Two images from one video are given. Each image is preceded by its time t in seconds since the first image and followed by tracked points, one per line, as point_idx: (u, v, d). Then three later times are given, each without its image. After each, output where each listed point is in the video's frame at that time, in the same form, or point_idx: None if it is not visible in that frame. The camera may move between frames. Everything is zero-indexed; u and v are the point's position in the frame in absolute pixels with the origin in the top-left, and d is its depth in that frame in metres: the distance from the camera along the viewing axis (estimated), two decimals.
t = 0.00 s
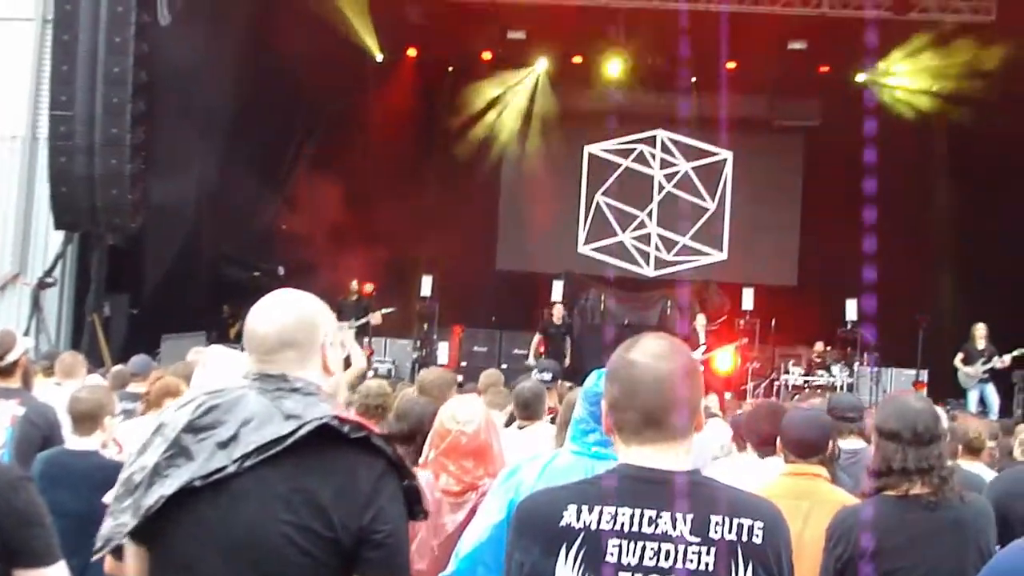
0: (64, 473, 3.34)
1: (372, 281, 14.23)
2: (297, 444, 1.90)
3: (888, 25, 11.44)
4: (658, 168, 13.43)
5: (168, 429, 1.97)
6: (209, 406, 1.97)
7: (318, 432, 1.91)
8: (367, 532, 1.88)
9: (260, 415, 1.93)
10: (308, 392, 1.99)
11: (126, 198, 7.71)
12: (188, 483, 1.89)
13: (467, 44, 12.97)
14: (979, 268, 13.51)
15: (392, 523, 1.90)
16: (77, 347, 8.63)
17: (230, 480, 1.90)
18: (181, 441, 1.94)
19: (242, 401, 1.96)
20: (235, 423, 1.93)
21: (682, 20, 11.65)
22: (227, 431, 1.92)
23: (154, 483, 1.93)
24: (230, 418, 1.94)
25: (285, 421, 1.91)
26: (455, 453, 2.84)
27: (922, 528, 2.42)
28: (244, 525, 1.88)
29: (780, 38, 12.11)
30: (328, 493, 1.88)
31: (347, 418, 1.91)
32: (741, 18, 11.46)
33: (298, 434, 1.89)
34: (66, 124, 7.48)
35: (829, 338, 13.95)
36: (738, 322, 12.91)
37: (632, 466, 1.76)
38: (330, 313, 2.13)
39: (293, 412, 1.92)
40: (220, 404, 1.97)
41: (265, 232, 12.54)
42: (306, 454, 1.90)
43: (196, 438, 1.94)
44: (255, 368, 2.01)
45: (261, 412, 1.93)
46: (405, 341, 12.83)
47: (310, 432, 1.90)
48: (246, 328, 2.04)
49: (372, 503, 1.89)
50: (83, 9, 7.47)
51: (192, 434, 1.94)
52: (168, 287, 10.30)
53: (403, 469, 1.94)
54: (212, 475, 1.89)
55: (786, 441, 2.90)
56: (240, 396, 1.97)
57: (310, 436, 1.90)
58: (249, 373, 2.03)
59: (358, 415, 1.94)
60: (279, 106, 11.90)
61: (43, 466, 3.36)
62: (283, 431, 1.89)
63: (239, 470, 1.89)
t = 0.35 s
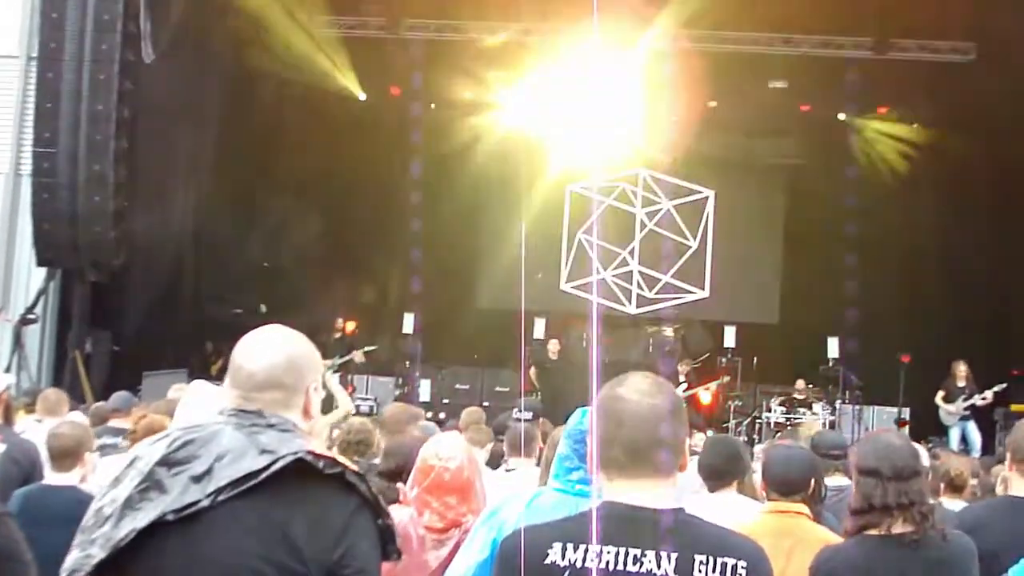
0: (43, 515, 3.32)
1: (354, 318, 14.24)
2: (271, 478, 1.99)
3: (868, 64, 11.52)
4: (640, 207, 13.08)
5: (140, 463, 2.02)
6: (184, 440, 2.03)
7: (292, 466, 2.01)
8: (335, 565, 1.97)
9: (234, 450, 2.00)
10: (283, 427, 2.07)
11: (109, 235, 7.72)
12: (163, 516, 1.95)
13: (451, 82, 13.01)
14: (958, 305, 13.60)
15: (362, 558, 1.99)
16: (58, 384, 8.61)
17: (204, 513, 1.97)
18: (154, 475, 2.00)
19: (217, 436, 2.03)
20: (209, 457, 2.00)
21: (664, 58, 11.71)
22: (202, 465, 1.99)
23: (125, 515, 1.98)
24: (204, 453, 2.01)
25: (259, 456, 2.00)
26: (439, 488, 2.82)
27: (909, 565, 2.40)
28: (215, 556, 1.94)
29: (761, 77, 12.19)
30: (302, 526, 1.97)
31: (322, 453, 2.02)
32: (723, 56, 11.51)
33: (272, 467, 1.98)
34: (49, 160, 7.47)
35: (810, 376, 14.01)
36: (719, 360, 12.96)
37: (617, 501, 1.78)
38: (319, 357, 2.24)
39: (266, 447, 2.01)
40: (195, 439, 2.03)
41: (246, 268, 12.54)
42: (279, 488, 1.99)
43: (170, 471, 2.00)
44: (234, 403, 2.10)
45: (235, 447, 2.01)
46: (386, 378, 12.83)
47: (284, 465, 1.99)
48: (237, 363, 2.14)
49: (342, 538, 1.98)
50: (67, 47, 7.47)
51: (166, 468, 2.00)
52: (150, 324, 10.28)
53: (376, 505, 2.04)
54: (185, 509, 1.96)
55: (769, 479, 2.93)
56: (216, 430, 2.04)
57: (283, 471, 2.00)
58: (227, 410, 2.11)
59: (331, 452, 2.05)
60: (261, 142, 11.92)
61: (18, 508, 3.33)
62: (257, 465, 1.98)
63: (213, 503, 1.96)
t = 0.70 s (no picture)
0: (36, 504, 3.32)
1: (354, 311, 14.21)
2: (295, 471, 1.91)
3: (867, 57, 11.51)
4: (640, 199, 13.44)
5: (162, 456, 1.95)
6: (205, 432, 1.96)
7: (315, 458, 1.93)
8: (363, 556, 1.88)
9: (255, 442, 1.93)
10: (304, 419, 2.00)
11: (110, 229, 7.74)
12: (186, 510, 1.87)
13: (450, 74, 13.01)
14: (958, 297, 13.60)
15: (389, 551, 1.89)
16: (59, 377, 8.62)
17: (228, 506, 1.89)
18: (176, 468, 1.93)
19: (239, 427, 1.96)
20: (232, 450, 1.93)
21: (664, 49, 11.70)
22: (224, 458, 1.92)
23: (146, 510, 1.91)
24: (227, 445, 1.94)
25: (282, 447, 1.92)
26: (437, 481, 2.81)
27: (909, 560, 2.39)
28: (242, 548, 1.86)
29: (761, 70, 12.18)
30: (328, 519, 1.89)
31: (344, 443, 1.93)
32: (722, 49, 11.52)
33: (296, 459, 1.90)
34: (49, 152, 7.48)
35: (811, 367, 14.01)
36: (721, 352, 12.94)
37: (618, 494, 1.77)
38: (336, 352, 2.14)
39: (289, 439, 1.93)
40: (217, 431, 1.96)
41: (247, 260, 12.53)
42: (304, 481, 1.91)
43: (192, 464, 1.93)
44: (256, 395, 2.03)
45: (258, 439, 1.93)
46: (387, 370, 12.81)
47: (307, 458, 1.91)
48: (257, 353, 2.06)
49: (368, 531, 1.89)
50: (67, 39, 7.46)
51: (188, 461, 1.93)
52: (149, 316, 10.25)
53: (399, 496, 1.95)
54: (209, 501, 1.88)
55: (768, 472, 2.94)
56: (237, 423, 1.97)
57: (306, 463, 1.92)
58: (248, 401, 2.04)
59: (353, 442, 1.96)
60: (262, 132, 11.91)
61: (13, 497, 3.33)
62: (281, 457, 1.90)
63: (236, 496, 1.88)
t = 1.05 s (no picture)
0: (49, 525, 3.31)
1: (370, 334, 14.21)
2: (344, 493, 1.89)
3: (883, 79, 11.51)
4: (656, 222, 13.40)
5: (209, 480, 1.92)
6: (251, 456, 1.93)
7: (363, 481, 1.91)
8: None
9: (303, 466, 1.90)
10: (351, 442, 2.00)
11: (127, 251, 7.77)
12: (237, 533, 1.84)
13: (467, 97, 13.04)
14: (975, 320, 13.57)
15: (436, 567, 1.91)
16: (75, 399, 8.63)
17: (276, 530, 1.85)
18: (224, 492, 1.90)
19: (285, 451, 1.94)
20: (280, 472, 1.90)
21: (678, 72, 11.71)
22: (272, 481, 1.89)
23: (196, 534, 1.88)
24: (274, 468, 1.91)
25: (331, 471, 1.90)
26: (457, 502, 2.81)
27: None
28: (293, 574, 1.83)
29: (776, 92, 12.19)
30: (375, 538, 1.87)
31: (392, 466, 1.93)
32: (737, 71, 11.53)
33: (345, 483, 1.87)
34: (66, 175, 7.52)
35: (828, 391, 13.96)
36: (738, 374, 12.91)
37: (634, 515, 1.78)
38: (376, 374, 2.17)
39: (337, 463, 1.92)
40: (263, 454, 1.93)
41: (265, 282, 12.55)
42: (352, 503, 1.88)
43: (240, 488, 1.90)
44: (300, 419, 2.01)
45: (305, 463, 1.91)
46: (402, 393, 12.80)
47: (355, 481, 1.89)
48: (303, 377, 2.06)
49: (417, 550, 1.89)
50: (85, 63, 7.51)
51: (235, 485, 1.90)
52: (165, 339, 10.26)
53: (444, 515, 1.98)
54: (259, 525, 1.85)
55: (785, 493, 2.94)
56: (282, 446, 1.95)
57: (355, 486, 1.90)
58: (291, 426, 2.03)
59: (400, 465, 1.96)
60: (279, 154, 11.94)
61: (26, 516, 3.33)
62: (329, 480, 1.88)
63: (286, 519, 1.85)
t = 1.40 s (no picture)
0: (51, 501, 3.31)
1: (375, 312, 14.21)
2: (365, 473, 1.87)
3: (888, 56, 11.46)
4: (660, 199, 13.30)
5: (228, 463, 1.91)
6: (270, 438, 1.92)
7: (383, 461, 1.89)
8: (435, 555, 1.85)
9: (323, 447, 1.89)
10: (368, 422, 1.98)
11: (130, 229, 7.77)
12: (258, 516, 1.83)
13: (471, 75, 13.02)
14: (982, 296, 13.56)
15: (458, 545, 1.87)
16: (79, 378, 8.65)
17: (298, 510, 1.84)
18: (244, 475, 1.89)
19: (303, 431, 1.93)
20: (299, 454, 1.89)
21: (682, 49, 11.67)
22: (292, 462, 1.88)
23: (216, 517, 1.87)
24: (293, 449, 1.90)
25: (350, 451, 1.89)
26: (466, 479, 2.80)
27: (943, 554, 2.41)
28: (314, 557, 1.81)
29: (780, 69, 12.14)
30: (397, 517, 1.84)
31: (412, 445, 1.90)
32: (741, 48, 11.48)
33: (366, 464, 1.86)
34: (69, 154, 7.51)
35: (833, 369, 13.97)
36: (741, 352, 12.90)
37: (635, 497, 1.76)
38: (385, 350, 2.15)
39: (356, 442, 1.90)
40: (281, 435, 1.92)
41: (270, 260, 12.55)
42: (373, 483, 1.87)
43: (259, 470, 1.89)
44: (315, 398, 2.00)
45: (325, 443, 1.90)
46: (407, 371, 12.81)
47: (376, 461, 1.87)
48: (315, 356, 2.03)
49: (440, 526, 1.86)
50: (88, 41, 7.48)
51: (255, 467, 1.89)
52: (168, 317, 10.25)
53: (461, 492, 1.92)
54: (280, 507, 1.84)
55: (789, 471, 2.93)
56: (300, 426, 1.94)
57: (377, 465, 1.88)
58: (306, 405, 2.01)
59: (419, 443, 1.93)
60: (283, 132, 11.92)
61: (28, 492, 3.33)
62: (350, 460, 1.86)
63: (307, 501, 1.84)
